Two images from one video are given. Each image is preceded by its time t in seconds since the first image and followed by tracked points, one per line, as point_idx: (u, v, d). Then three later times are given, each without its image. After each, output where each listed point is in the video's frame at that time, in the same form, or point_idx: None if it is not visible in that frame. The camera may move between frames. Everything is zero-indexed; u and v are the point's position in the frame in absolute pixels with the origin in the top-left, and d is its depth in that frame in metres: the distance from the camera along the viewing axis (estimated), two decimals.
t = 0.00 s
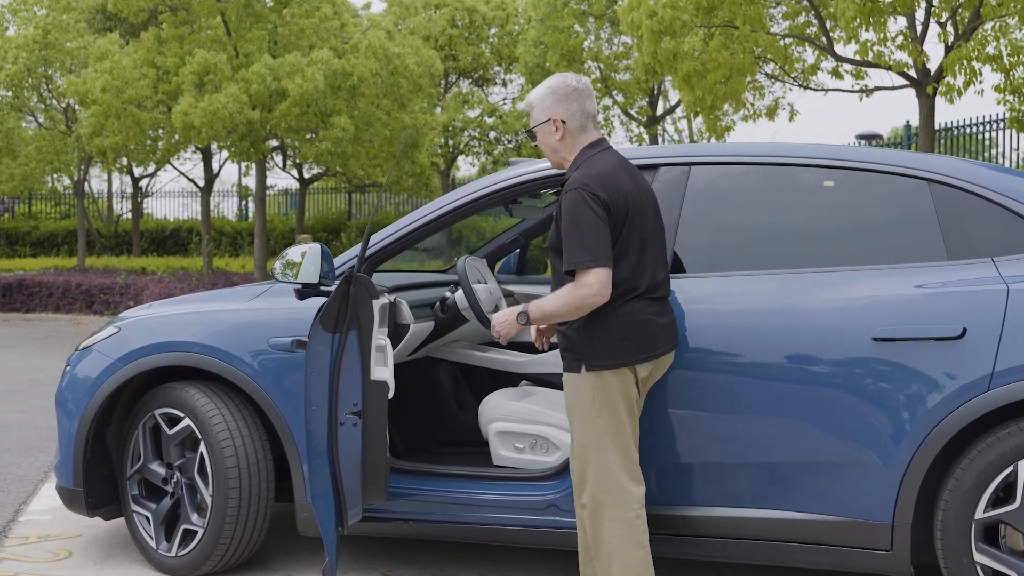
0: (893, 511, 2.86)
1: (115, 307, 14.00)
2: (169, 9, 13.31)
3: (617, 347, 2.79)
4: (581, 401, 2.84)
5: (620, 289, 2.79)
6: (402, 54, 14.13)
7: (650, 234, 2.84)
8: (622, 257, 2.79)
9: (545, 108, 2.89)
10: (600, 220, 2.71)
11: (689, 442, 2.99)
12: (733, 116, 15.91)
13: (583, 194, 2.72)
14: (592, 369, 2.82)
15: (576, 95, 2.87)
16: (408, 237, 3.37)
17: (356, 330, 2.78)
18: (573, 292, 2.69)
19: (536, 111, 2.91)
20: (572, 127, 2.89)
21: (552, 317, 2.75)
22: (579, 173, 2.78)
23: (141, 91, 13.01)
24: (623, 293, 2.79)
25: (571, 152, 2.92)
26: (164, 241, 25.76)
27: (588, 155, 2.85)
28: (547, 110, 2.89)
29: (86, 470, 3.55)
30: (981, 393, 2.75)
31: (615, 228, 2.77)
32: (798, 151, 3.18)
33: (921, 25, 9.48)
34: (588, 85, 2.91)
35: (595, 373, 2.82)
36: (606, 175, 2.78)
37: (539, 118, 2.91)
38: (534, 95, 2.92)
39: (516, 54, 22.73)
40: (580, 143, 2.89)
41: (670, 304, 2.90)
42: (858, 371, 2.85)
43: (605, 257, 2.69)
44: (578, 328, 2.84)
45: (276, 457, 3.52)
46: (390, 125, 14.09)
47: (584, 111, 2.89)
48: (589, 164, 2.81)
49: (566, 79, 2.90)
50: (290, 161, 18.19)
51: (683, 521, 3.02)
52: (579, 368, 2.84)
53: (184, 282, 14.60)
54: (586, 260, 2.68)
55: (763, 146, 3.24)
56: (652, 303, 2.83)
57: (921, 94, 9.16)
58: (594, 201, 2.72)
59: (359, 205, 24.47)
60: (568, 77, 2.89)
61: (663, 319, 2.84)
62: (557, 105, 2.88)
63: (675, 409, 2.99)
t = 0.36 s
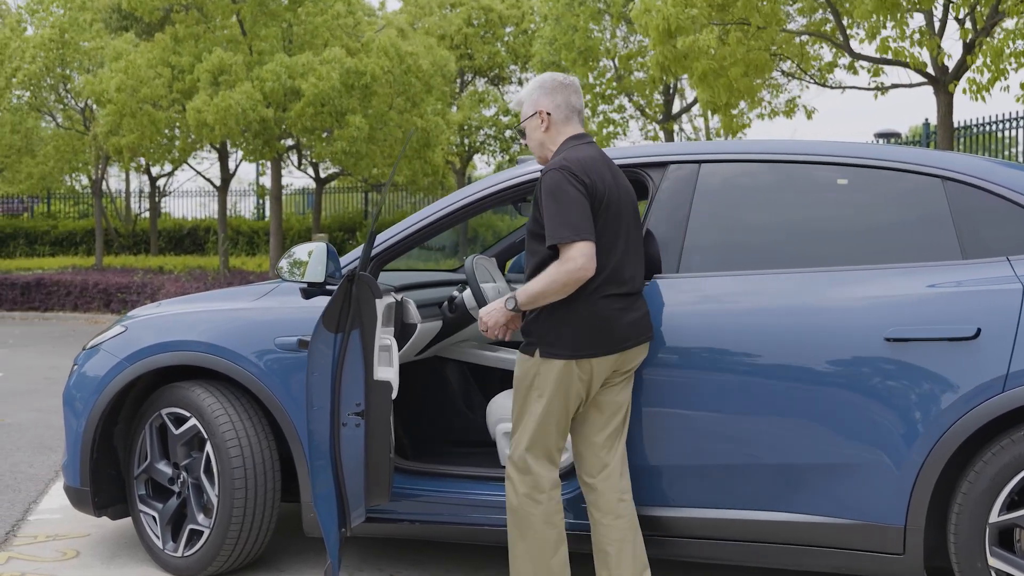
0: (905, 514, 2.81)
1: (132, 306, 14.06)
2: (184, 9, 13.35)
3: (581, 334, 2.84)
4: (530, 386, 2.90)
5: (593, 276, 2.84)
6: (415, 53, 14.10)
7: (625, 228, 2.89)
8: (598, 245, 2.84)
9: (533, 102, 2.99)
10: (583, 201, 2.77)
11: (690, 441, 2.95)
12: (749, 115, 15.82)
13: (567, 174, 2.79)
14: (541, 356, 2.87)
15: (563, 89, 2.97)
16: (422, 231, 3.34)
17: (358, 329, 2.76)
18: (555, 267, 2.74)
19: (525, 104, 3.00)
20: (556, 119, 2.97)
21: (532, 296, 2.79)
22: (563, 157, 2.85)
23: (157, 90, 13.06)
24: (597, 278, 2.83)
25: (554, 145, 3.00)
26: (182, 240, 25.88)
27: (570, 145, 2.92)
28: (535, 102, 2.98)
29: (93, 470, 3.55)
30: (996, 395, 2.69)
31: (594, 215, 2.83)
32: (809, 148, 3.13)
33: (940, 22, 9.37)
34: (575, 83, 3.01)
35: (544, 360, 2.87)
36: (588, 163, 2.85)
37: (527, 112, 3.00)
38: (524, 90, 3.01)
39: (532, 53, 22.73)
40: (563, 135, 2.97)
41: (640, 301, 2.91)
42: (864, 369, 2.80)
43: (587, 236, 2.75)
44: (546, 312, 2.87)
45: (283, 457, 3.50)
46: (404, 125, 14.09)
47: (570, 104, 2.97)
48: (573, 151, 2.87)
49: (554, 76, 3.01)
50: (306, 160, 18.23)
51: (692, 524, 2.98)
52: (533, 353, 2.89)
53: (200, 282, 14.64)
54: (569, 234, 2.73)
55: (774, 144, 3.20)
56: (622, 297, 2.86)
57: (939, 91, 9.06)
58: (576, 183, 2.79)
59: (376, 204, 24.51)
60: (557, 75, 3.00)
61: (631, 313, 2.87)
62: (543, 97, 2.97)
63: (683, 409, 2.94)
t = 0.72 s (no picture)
0: (921, 523, 2.74)
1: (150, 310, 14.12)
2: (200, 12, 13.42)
3: (555, 354, 2.86)
4: (508, 403, 2.90)
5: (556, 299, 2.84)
6: (431, 54, 14.06)
7: (586, 245, 2.89)
8: (559, 267, 2.84)
9: (490, 119, 2.95)
10: (542, 228, 2.75)
11: (697, 446, 2.89)
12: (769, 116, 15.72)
13: (526, 201, 2.76)
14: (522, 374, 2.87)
15: (519, 103, 2.92)
16: (428, 235, 3.30)
17: (360, 333, 2.72)
18: (514, 298, 2.73)
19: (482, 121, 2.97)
20: (512, 135, 2.93)
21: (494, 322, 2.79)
22: (522, 179, 2.82)
23: (174, 93, 13.11)
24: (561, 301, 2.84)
25: (515, 161, 2.96)
26: (202, 243, 25.99)
27: (528, 165, 2.88)
28: (492, 119, 2.94)
29: (100, 474, 3.54)
30: (1014, 400, 2.62)
31: (554, 239, 2.82)
32: (823, 149, 3.08)
33: (960, 20, 9.26)
34: (532, 93, 2.95)
35: (524, 379, 2.87)
36: (547, 185, 2.81)
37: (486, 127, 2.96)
38: (480, 105, 2.97)
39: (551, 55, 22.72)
40: (523, 151, 2.93)
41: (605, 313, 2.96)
42: (873, 373, 2.73)
43: (547, 265, 2.73)
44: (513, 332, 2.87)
45: (289, 461, 3.47)
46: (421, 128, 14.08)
47: (525, 118, 2.93)
48: (530, 171, 2.84)
49: (510, 88, 2.95)
50: (324, 163, 18.27)
51: (704, 531, 2.92)
52: (511, 371, 2.90)
53: (218, 285, 14.68)
54: (528, 265, 2.71)
55: (787, 145, 3.14)
56: (587, 315, 2.90)
57: (960, 92, 8.94)
58: (534, 207, 2.76)
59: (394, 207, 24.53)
60: (510, 86, 2.94)
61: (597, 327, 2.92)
62: (499, 114, 2.93)
63: (693, 414, 2.88)
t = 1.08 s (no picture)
0: (954, 529, 2.62)
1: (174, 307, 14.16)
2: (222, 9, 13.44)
3: (585, 345, 2.84)
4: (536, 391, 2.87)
5: (568, 298, 2.80)
6: (453, 50, 13.97)
7: (597, 239, 2.82)
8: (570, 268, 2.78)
9: (475, 120, 2.83)
10: (545, 239, 2.67)
11: (721, 448, 2.78)
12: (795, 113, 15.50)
13: (525, 213, 2.66)
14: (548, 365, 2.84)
15: (502, 99, 2.80)
16: (446, 228, 3.20)
17: (369, 330, 2.64)
18: (523, 312, 2.68)
19: (465, 119, 2.85)
20: (501, 137, 2.82)
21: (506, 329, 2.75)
22: (521, 187, 2.72)
23: (196, 90, 13.14)
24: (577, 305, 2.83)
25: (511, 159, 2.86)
26: (227, 241, 26.11)
27: (526, 167, 2.78)
28: (476, 117, 2.82)
29: (110, 473, 3.48)
30: None
31: (558, 242, 2.75)
32: (851, 141, 2.96)
33: (992, 12, 9.05)
34: (513, 84, 2.82)
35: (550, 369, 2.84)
36: (546, 188, 2.71)
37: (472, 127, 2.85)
38: (462, 104, 2.85)
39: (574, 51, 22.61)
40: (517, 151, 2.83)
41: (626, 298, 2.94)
42: (907, 373, 2.61)
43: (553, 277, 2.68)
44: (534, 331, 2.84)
45: (301, 460, 3.40)
46: (443, 125, 14.01)
47: (511, 116, 2.82)
48: (529, 176, 2.74)
49: (490, 82, 2.82)
50: (346, 160, 18.27)
51: (728, 536, 2.82)
52: (535, 363, 2.86)
53: (241, 282, 14.70)
54: (533, 282, 2.66)
55: (814, 137, 3.03)
56: (607, 305, 2.86)
57: (992, 86, 8.74)
58: (537, 216, 2.67)
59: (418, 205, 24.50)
60: (491, 84, 2.81)
61: (612, 313, 2.89)
62: (483, 116, 2.81)
63: (716, 414, 2.77)
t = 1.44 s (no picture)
0: (998, 535, 2.46)
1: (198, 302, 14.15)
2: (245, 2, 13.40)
3: (618, 345, 2.76)
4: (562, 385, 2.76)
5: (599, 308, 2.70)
6: (477, 43, 13.84)
7: (623, 245, 2.71)
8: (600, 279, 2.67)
9: (486, 135, 2.67)
10: (576, 256, 2.54)
11: (749, 448, 2.64)
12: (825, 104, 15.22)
13: (552, 232, 2.53)
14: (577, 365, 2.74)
15: (516, 114, 2.63)
16: (464, 218, 3.07)
17: (377, 321, 2.54)
18: (558, 333, 2.57)
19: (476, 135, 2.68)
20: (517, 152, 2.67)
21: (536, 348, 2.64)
22: (545, 204, 2.58)
23: (219, 85, 13.11)
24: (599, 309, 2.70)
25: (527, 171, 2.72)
26: (253, 236, 26.17)
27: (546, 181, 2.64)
28: (489, 133, 2.66)
29: (118, 470, 3.39)
30: None
31: (585, 254, 2.62)
32: (886, 125, 2.81)
33: None
34: (525, 96, 2.66)
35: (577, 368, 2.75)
36: (570, 201, 2.58)
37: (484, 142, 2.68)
38: (471, 116, 2.68)
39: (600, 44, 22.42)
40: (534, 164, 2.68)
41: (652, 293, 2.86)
42: (952, 371, 2.45)
43: (586, 294, 2.55)
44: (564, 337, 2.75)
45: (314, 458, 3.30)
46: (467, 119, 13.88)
47: (527, 130, 2.66)
48: (551, 191, 2.60)
49: (502, 96, 2.65)
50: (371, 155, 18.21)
51: (756, 539, 2.67)
52: (562, 358, 2.75)
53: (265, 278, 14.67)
54: (569, 302, 2.53)
55: (846, 121, 2.87)
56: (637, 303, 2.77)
57: None
58: (564, 235, 2.54)
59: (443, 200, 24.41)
60: (502, 95, 2.64)
61: (640, 314, 2.79)
62: (496, 130, 2.65)
63: (744, 412, 2.63)
